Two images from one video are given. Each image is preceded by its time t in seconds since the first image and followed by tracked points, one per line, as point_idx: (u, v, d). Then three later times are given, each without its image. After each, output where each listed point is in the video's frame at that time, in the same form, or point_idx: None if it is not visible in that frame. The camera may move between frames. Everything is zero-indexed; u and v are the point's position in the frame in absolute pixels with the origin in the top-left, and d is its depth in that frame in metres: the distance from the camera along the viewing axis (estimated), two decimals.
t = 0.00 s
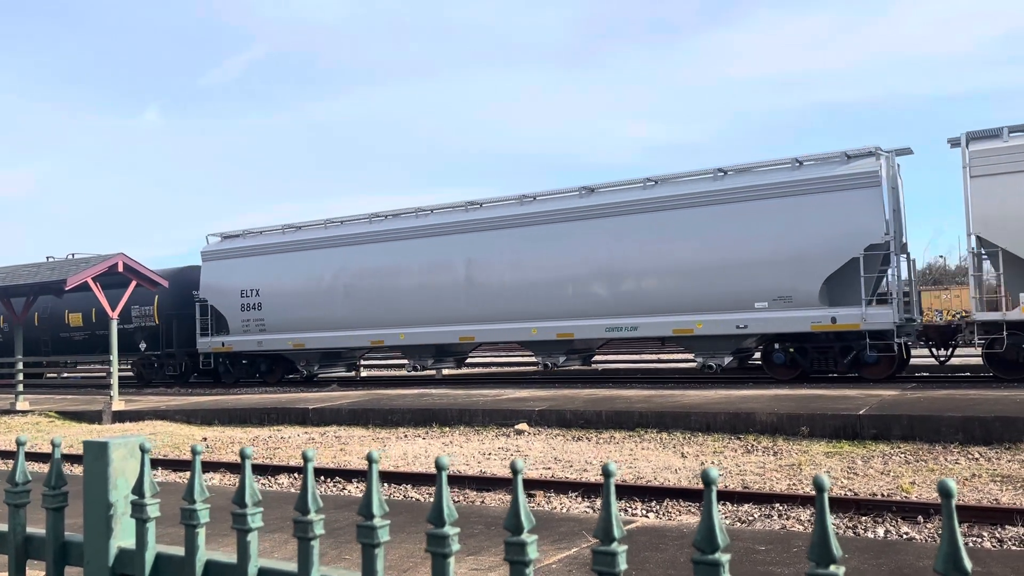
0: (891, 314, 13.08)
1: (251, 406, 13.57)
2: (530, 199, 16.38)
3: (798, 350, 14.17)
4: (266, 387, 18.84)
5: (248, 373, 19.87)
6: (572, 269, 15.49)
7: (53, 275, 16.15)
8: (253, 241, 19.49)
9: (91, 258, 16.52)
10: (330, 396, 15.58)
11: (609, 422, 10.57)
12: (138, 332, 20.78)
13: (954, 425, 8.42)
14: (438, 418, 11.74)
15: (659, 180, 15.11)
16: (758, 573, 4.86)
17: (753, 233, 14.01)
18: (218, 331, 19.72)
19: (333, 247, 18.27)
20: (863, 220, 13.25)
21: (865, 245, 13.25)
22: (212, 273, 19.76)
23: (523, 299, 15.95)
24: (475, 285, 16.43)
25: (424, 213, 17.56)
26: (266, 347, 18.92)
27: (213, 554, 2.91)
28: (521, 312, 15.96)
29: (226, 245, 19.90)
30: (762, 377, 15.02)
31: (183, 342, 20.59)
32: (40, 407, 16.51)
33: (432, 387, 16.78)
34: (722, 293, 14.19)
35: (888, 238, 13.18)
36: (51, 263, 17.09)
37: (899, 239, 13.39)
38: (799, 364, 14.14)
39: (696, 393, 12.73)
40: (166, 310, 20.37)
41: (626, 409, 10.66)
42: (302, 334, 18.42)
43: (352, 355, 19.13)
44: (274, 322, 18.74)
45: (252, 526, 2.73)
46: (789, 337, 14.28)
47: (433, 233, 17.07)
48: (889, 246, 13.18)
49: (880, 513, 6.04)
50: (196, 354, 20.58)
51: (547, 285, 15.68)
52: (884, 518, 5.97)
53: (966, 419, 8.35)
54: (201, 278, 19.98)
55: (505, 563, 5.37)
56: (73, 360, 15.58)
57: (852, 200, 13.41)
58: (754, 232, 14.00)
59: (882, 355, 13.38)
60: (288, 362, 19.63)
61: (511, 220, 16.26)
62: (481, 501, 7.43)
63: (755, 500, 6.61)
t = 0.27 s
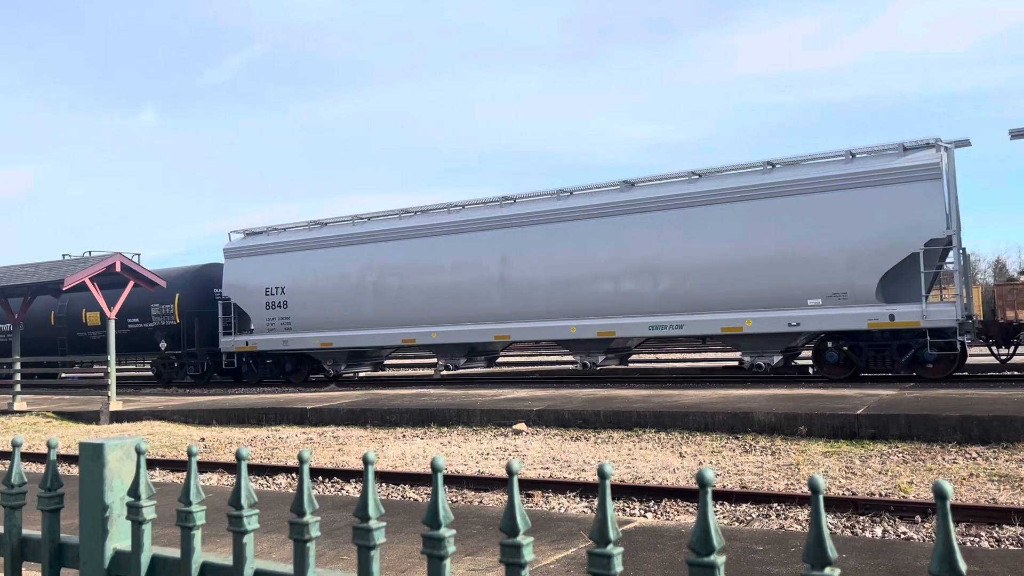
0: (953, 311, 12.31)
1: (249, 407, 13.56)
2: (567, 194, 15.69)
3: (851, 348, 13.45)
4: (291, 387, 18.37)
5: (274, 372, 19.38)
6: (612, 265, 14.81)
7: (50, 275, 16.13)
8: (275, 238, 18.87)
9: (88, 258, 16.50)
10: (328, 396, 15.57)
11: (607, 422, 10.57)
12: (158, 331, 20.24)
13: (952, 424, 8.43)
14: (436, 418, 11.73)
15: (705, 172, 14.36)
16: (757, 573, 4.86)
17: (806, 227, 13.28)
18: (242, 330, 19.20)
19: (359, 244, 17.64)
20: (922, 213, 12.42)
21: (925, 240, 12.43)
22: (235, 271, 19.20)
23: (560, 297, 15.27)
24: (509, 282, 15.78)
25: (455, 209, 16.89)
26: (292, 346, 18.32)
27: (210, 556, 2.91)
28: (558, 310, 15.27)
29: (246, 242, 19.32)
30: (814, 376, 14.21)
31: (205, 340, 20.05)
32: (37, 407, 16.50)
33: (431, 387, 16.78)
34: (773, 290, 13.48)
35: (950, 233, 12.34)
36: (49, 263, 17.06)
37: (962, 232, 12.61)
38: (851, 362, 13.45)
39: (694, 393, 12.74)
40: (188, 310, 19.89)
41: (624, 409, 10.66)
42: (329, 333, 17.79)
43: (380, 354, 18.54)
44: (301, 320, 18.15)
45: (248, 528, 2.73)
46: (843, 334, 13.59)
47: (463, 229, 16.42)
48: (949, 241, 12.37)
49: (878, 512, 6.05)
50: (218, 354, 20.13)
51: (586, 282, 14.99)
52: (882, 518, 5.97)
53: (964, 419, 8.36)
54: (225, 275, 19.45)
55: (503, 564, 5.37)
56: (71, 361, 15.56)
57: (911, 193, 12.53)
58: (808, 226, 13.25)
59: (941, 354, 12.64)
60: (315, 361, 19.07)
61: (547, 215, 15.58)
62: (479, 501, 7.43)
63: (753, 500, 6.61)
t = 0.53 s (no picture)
0: None
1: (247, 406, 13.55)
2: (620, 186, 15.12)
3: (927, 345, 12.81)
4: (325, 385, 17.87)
5: (306, 372, 18.93)
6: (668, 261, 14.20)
7: (48, 275, 16.10)
8: (310, 232, 18.36)
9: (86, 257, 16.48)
10: (326, 395, 15.56)
11: (605, 422, 10.56)
12: (186, 330, 19.98)
13: (949, 424, 8.44)
14: (434, 417, 11.73)
15: (769, 162, 13.72)
16: (755, 573, 4.86)
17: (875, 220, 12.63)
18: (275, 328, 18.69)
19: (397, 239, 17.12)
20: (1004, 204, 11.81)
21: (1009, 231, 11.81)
22: (266, 268, 18.76)
23: (612, 294, 14.71)
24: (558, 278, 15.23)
25: (499, 202, 16.33)
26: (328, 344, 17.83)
27: (207, 556, 2.90)
28: (617, 308, 14.67)
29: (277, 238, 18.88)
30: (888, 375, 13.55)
31: (234, 338, 19.75)
32: (34, 407, 16.48)
33: (429, 387, 16.77)
34: (850, 285, 12.83)
35: None
36: (46, 263, 17.03)
37: None
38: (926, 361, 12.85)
39: (691, 392, 12.74)
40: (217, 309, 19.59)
41: (622, 409, 10.66)
42: (368, 331, 17.29)
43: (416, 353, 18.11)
44: (336, 318, 17.64)
45: (245, 527, 2.73)
46: (917, 331, 12.97)
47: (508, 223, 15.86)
48: None
49: (876, 512, 6.05)
50: (248, 353, 19.83)
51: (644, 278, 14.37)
52: (880, 517, 5.98)
53: (961, 418, 8.37)
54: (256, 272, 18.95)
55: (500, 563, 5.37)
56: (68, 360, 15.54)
57: (992, 183, 11.90)
58: (885, 218, 12.56)
59: None
60: (350, 360, 18.72)
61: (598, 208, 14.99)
62: (477, 501, 7.42)
63: (750, 499, 6.61)
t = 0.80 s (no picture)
0: None
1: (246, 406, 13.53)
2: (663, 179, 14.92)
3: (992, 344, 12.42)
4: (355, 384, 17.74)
5: (334, 371, 18.77)
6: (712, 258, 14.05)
7: (45, 275, 16.08)
8: (341, 229, 18.24)
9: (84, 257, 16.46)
10: (324, 395, 15.55)
11: (604, 421, 10.56)
12: (209, 328, 19.74)
13: (947, 424, 8.44)
14: (432, 417, 11.72)
15: (821, 156, 13.55)
16: (753, 572, 4.87)
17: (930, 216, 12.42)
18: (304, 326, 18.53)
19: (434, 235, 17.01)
20: None
21: None
22: (294, 265, 18.62)
23: (654, 291, 14.54)
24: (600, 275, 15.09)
25: (539, 197, 16.20)
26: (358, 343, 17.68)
27: (205, 556, 2.89)
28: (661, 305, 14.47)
29: (305, 235, 18.76)
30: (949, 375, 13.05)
31: (259, 337, 19.53)
32: (32, 407, 16.46)
33: (427, 387, 16.76)
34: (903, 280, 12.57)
35: None
36: (44, 263, 17.01)
37: None
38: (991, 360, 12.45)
39: (690, 392, 12.74)
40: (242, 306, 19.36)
41: (620, 408, 10.66)
42: (400, 329, 17.15)
43: (444, 352, 18.07)
44: (368, 315, 17.49)
45: (243, 527, 2.72)
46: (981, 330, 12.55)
47: (548, 219, 15.75)
48: None
49: (874, 511, 6.05)
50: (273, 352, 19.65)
51: (684, 275, 14.22)
52: (878, 517, 5.98)
53: (959, 418, 8.37)
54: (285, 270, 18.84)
55: (499, 563, 5.36)
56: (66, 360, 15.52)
57: None
58: (938, 210, 12.35)
59: None
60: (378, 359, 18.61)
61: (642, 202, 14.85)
62: (475, 501, 7.41)
63: (749, 499, 6.61)
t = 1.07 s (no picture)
0: None
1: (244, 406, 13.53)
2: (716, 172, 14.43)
3: None
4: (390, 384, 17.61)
5: (367, 370, 18.52)
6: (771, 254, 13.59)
7: (43, 275, 16.05)
8: (376, 224, 17.78)
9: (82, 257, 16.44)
10: (322, 395, 15.53)
11: (602, 421, 10.56)
12: (237, 326, 19.29)
13: (946, 423, 8.45)
14: (431, 417, 11.71)
15: (888, 146, 13.02)
16: (752, 572, 4.87)
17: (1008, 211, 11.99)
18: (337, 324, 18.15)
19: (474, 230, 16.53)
20: None
21: None
22: (326, 261, 18.17)
23: (708, 289, 14.09)
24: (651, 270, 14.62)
25: (585, 190, 15.68)
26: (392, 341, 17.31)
27: (204, 556, 2.89)
28: (714, 302, 14.05)
29: (336, 230, 18.27)
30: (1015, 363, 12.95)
31: (289, 335, 19.12)
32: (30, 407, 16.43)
33: (425, 387, 16.75)
34: (976, 276, 12.17)
35: None
36: (42, 263, 16.99)
37: None
38: None
39: (688, 392, 12.73)
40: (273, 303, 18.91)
41: (619, 408, 10.66)
42: (438, 327, 16.73)
43: (481, 351, 17.53)
44: (403, 314, 17.08)
45: (242, 527, 2.71)
46: None
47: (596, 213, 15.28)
48: None
49: (872, 511, 6.05)
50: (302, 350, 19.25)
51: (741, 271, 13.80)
52: (877, 516, 5.98)
53: (957, 418, 8.38)
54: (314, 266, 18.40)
55: (498, 563, 5.36)
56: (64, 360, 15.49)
57: None
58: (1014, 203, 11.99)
59: None
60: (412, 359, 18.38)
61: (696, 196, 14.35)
62: (474, 501, 7.40)
63: (746, 499, 6.61)
